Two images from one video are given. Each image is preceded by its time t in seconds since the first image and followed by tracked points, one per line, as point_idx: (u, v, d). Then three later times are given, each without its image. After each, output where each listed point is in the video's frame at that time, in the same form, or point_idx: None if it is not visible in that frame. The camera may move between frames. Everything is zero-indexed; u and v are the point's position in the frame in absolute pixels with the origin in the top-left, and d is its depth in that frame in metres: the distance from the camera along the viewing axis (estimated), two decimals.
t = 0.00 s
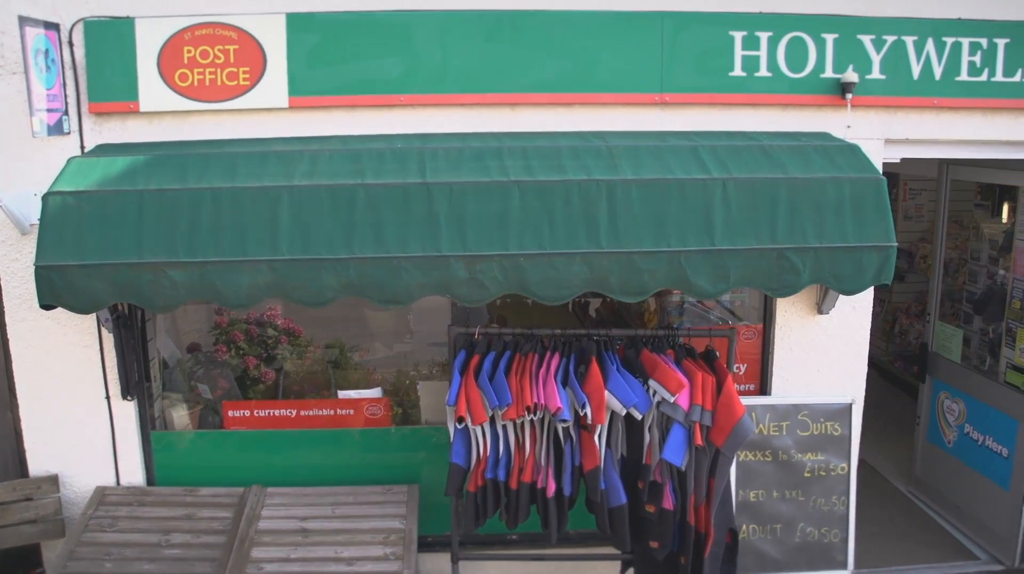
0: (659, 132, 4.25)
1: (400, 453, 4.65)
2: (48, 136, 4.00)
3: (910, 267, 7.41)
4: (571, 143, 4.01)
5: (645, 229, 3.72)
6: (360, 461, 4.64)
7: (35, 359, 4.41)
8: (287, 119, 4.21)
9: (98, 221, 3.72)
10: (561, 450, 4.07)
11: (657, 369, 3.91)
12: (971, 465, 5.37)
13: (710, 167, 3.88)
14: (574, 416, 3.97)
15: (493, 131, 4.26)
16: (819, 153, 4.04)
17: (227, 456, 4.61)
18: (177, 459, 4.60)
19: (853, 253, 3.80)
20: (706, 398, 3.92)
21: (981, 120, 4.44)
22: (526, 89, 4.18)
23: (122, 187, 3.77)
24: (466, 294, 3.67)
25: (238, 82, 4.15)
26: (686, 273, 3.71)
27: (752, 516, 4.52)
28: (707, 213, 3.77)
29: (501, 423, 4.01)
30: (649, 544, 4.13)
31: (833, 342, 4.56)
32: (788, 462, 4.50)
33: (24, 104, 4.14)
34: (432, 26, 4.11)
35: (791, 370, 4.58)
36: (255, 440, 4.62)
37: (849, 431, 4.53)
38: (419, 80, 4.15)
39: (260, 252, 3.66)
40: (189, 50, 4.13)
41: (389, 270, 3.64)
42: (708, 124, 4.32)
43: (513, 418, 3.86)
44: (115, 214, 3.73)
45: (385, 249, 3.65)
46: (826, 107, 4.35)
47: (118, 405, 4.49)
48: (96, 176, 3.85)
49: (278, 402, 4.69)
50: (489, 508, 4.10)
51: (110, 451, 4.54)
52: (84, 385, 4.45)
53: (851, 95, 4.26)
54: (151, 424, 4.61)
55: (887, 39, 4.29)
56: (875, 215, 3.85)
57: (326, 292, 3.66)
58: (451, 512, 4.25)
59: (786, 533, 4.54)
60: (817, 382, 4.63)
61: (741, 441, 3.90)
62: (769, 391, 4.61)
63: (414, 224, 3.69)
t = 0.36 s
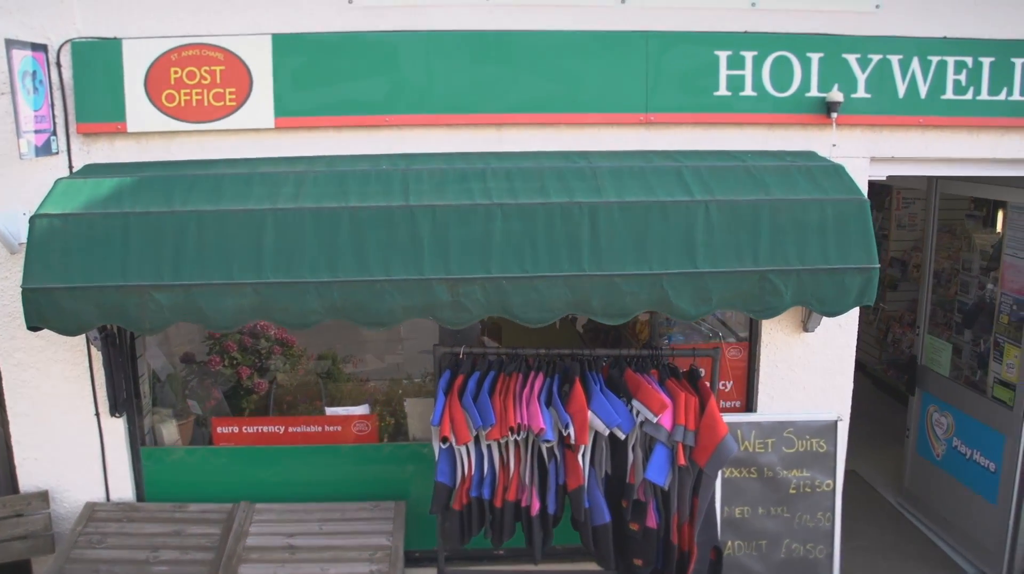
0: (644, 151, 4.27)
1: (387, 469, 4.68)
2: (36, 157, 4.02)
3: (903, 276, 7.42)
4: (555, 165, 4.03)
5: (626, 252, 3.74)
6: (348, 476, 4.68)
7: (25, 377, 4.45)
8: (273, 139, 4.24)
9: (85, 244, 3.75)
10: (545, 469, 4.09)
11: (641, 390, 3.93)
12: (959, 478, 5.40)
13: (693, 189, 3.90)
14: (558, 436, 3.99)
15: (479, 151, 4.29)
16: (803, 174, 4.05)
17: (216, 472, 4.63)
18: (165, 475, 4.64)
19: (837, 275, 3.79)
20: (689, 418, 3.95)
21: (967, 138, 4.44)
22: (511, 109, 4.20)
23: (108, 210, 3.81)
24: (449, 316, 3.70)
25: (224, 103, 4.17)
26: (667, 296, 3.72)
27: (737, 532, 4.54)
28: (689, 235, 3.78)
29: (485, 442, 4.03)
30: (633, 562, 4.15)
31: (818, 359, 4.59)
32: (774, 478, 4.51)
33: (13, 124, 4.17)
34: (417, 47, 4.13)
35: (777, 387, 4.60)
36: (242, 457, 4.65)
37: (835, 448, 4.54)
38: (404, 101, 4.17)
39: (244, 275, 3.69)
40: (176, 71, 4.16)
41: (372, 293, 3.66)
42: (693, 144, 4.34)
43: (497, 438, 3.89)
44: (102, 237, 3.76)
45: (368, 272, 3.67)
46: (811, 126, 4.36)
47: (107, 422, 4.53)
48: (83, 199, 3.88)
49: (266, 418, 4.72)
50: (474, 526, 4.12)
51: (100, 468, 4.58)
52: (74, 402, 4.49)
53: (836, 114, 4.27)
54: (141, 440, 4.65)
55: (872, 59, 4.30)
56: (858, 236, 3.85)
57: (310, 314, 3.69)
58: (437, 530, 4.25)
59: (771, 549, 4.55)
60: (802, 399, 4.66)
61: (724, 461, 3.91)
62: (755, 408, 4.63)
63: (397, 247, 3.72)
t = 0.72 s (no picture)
0: (628, 168, 4.28)
1: (374, 483, 4.71)
2: (22, 174, 4.04)
3: (895, 283, 7.42)
4: (539, 182, 4.05)
5: (609, 272, 3.75)
6: (335, 489, 4.70)
7: (14, 391, 4.48)
8: (259, 156, 4.25)
9: (71, 262, 3.77)
10: (530, 485, 4.11)
11: (624, 407, 3.95)
12: (946, 489, 5.43)
13: (676, 207, 3.91)
14: (541, 452, 4.00)
15: (463, 167, 4.31)
16: (786, 191, 4.06)
17: (204, 485, 4.66)
18: (153, 488, 4.67)
19: (818, 293, 3.81)
20: (671, 435, 3.97)
21: (951, 153, 4.45)
22: (495, 126, 4.21)
23: (94, 229, 3.83)
24: (431, 334, 3.71)
25: (209, 120, 4.19)
26: (650, 315, 3.74)
27: (722, 546, 4.56)
28: (671, 254, 3.80)
29: (470, 459, 4.04)
30: None
31: (804, 373, 4.62)
32: (758, 492, 4.53)
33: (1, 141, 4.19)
34: (403, 65, 4.14)
35: (762, 402, 4.63)
36: (230, 470, 4.68)
37: (821, 462, 4.55)
38: (389, 118, 4.18)
39: (228, 294, 3.71)
40: (163, 89, 4.17)
41: (355, 311, 3.68)
42: (678, 159, 4.36)
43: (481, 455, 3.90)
44: (87, 256, 3.78)
45: (351, 291, 3.69)
46: (796, 141, 4.36)
47: (96, 436, 4.56)
48: (69, 217, 3.91)
49: (254, 434, 4.75)
50: (459, 541, 4.14)
51: (88, 481, 4.61)
52: (62, 416, 4.52)
53: (821, 130, 4.27)
54: (130, 454, 4.68)
55: (857, 74, 4.30)
56: (840, 254, 3.86)
57: (293, 333, 3.70)
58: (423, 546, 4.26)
59: (756, 562, 4.57)
60: (787, 413, 4.68)
61: (707, 477, 3.91)
62: (741, 423, 4.65)
63: (380, 266, 3.73)
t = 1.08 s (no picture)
0: (614, 182, 4.30)
1: (363, 494, 4.74)
2: (10, 188, 4.06)
3: (888, 289, 7.44)
4: (525, 197, 4.07)
5: (593, 288, 3.76)
6: (324, 500, 4.73)
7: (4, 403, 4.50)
8: (247, 170, 4.27)
9: (58, 278, 3.79)
10: (515, 498, 4.13)
11: (609, 421, 3.97)
12: (936, 498, 5.44)
13: (661, 223, 3.92)
14: (527, 466, 4.01)
15: (450, 181, 4.33)
16: (772, 206, 4.07)
17: (193, 496, 4.69)
18: (143, 499, 4.70)
19: (802, 308, 3.82)
20: (656, 449, 3.97)
21: (938, 167, 4.45)
22: (482, 140, 4.22)
23: (81, 245, 3.85)
24: (416, 350, 3.73)
25: (197, 134, 4.21)
26: (634, 330, 3.75)
27: (709, 557, 4.57)
28: (655, 270, 3.81)
29: (455, 472, 4.06)
30: None
31: (791, 385, 4.64)
32: (745, 504, 4.54)
33: None
34: (389, 80, 4.16)
35: (749, 413, 4.65)
36: (219, 481, 4.71)
37: (808, 474, 4.56)
38: (376, 132, 4.20)
39: (214, 310, 3.72)
40: (150, 103, 4.19)
41: (339, 328, 3.69)
42: (664, 173, 4.37)
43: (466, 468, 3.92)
44: (74, 272, 3.80)
45: (336, 307, 3.71)
46: (782, 155, 4.38)
47: (86, 448, 4.59)
48: (56, 233, 3.93)
49: (243, 444, 4.77)
50: (445, 554, 4.15)
51: (78, 492, 4.63)
52: (52, 428, 4.54)
53: (808, 143, 4.28)
54: (120, 464, 4.70)
55: (844, 88, 4.30)
56: (825, 269, 3.87)
57: (278, 349, 3.72)
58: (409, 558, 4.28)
59: None
60: (775, 425, 4.70)
61: (692, 491, 3.89)
62: (728, 435, 4.68)
63: (364, 283, 3.75)
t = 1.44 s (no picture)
0: (602, 194, 4.31)
1: (354, 503, 4.76)
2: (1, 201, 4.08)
3: (883, 294, 7.47)
4: (512, 210, 4.08)
5: (579, 301, 3.77)
6: (316, 509, 4.76)
7: None
8: (237, 182, 4.29)
9: (48, 291, 3.81)
10: (504, 509, 4.14)
11: (596, 433, 3.98)
12: (927, 506, 5.45)
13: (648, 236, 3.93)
14: (515, 477, 4.03)
15: (439, 193, 4.35)
16: (759, 218, 4.08)
17: (185, 504, 4.72)
18: (135, 508, 4.73)
19: (789, 322, 3.82)
20: (643, 461, 3.99)
21: (927, 178, 4.46)
22: (471, 152, 4.24)
23: (70, 258, 3.87)
24: (403, 363, 3.74)
25: (187, 147, 4.23)
26: (620, 344, 3.76)
27: (698, 567, 4.58)
28: (642, 283, 3.82)
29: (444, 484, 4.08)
30: None
31: (780, 396, 4.65)
32: (734, 514, 4.55)
33: None
34: (378, 92, 4.17)
35: (738, 424, 4.66)
36: (211, 491, 4.74)
37: (796, 484, 4.56)
38: (365, 145, 4.21)
39: (202, 323, 3.74)
40: (141, 116, 4.21)
41: (327, 341, 3.71)
42: (651, 185, 4.38)
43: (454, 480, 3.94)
44: (63, 285, 3.82)
45: (323, 321, 3.73)
46: (771, 167, 4.38)
47: (78, 457, 4.61)
48: (46, 246, 3.95)
49: (234, 454, 4.81)
50: (434, 564, 4.17)
51: (71, 501, 4.66)
52: (45, 438, 4.57)
53: (796, 155, 4.29)
54: (112, 474, 4.74)
55: (833, 99, 4.31)
56: (811, 282, 3.88)
57: (266, 362, 3.74)
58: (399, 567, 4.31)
59: None
60: (763, 435, 4.71)
61: (679, 503, 3.92)
62: (717, 446, 4.69)
63: (352, 296, 3.77)
